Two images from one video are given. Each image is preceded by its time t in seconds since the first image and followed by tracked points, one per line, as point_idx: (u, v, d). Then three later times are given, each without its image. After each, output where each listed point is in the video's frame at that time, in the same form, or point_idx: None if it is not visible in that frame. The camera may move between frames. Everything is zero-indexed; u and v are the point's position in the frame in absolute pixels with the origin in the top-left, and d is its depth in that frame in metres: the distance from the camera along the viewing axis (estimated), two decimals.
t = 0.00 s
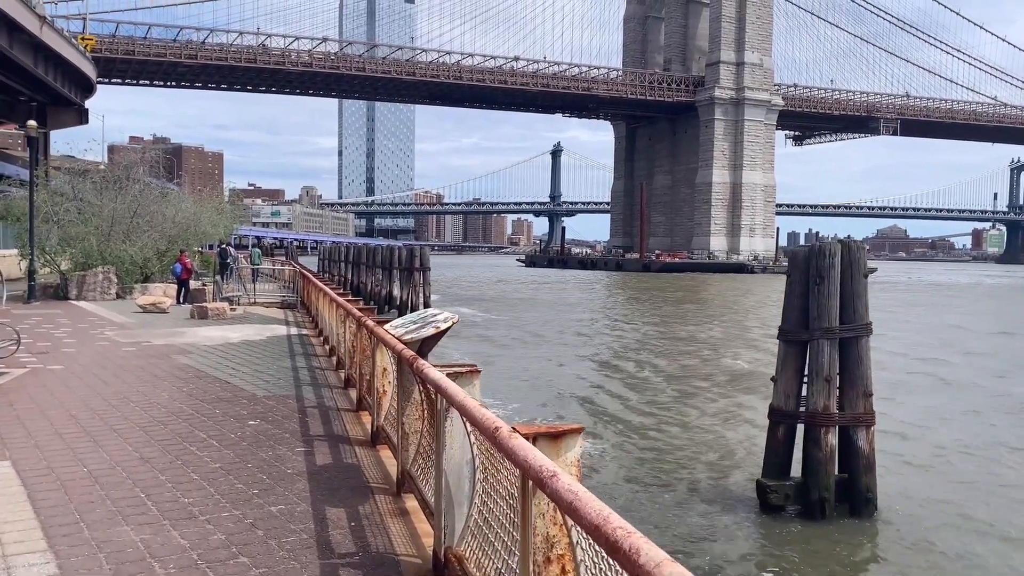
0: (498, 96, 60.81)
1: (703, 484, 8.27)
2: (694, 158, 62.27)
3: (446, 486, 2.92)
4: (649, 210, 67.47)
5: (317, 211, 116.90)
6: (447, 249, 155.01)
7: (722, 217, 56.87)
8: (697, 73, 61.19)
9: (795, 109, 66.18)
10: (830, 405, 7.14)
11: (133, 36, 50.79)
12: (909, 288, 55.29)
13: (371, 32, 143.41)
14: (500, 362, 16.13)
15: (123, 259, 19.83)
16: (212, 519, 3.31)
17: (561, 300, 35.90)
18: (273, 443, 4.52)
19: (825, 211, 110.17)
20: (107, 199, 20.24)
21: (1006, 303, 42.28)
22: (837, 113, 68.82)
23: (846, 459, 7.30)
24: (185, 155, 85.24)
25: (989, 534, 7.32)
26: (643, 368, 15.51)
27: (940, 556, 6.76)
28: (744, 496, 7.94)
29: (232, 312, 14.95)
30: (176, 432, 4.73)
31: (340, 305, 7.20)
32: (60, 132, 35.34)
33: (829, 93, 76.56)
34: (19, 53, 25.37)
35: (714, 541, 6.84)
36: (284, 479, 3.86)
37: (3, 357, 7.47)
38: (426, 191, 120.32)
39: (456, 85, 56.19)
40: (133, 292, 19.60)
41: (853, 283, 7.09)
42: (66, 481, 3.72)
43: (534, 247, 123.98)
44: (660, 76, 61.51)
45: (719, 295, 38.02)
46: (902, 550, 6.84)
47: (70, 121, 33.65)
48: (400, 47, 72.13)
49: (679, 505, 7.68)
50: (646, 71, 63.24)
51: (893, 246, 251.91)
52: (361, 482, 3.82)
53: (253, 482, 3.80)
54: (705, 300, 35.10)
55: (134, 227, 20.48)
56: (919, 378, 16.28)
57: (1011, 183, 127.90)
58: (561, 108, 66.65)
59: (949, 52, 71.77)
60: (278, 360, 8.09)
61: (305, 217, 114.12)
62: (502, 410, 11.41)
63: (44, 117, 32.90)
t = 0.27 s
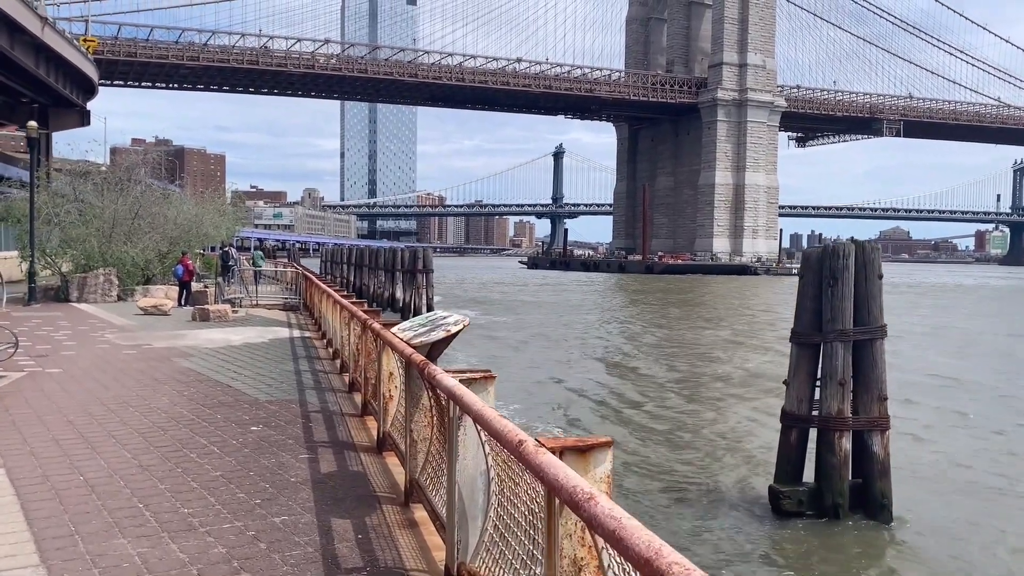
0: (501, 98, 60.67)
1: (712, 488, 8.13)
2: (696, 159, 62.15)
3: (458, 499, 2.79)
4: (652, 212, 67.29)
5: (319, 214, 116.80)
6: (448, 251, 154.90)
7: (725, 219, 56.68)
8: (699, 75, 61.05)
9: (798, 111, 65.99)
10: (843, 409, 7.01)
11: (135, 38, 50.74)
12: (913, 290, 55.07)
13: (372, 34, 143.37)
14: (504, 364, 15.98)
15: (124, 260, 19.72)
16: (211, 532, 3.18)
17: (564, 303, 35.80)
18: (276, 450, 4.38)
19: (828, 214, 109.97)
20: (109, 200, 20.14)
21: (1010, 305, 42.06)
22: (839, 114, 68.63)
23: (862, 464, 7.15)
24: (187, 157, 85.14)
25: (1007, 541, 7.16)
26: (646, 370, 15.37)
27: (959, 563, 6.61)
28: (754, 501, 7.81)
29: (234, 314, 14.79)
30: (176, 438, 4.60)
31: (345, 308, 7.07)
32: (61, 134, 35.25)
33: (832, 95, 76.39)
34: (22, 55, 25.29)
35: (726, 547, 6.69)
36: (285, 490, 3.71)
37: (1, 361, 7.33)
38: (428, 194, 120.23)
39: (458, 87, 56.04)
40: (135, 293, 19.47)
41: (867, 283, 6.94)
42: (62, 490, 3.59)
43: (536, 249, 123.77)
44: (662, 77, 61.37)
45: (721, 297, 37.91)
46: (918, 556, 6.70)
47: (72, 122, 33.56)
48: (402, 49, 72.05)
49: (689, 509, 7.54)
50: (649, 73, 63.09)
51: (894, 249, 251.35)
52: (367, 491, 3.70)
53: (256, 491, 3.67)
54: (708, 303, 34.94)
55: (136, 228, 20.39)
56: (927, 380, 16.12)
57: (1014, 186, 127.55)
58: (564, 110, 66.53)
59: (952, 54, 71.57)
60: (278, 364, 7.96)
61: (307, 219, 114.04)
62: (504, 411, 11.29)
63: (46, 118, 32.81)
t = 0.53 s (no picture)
0: (503, 100, 60.53)
1: (722, 494, 8.01)
2: (699, 161, 61.98)
3: (468, 517, 2.69)
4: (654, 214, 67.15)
5: (322, 216, 116.76)
6: (451, 253, 154.78)
7: (728, 220, 56.53)
8: (702, 76, 60.90)
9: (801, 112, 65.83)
10: (855, 415, 6.87)
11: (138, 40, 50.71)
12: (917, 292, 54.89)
13: (375, 37, 143.25)
14: (508, 366, 15.87)
15: (127, 263, 19.65)
16: (211, 548, 3.08)
17: (567, 305, 35.67)
18: (278, 460, 4.27)
19: (831, 215, 109.70)
20: (111, 202, 20.05)
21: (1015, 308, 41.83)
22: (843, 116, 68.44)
23: (874, 470, 7.03)
24: (190, 160, 85.18)
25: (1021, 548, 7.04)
26: (651, 373, 15.26)
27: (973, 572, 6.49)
28: (764, 507, 7.69)
29: (237, 317, 14.70)
30: (175, 447, 4.49)
31: (348, 312, 6.96)
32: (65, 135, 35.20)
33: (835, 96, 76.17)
34: (25, 57, 25.20)
35: (737, 555, 6.58)
36: (286, 502, 3.61)
37: None
38: (430, 196, 120.17)
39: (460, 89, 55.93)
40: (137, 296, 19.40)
41: (880, 287, 6.82)
42: (56, 503, 3.49)
43: (538, 251, 123.65)
44: (665, 79, 61.23)
45: (724, 299, 37.78)
46: (931, 564, 6.58)
47: (75, 124, 33.50)
48: (405, 51, 71.90)
49: (698, 516, 7.44)
50: (652, 74, 62.95)
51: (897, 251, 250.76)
52: (371, 504, 3.59)
53: (257, 504, 3.56)
54: (712, 304, 34.79)
55: (138, 231, 20.32)
56: (935, 382, 15.96)
57: (1017, 187, 127.08)
58: (566, 112, 66.40)
59: (955, 55, 71.34)
60: (282, 368, 7.85)
61: (310, 221, 114.03)
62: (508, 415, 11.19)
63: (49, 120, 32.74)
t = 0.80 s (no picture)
0: (507, 101, 60.41)
1: (732, 498, 7.91)
2: (703, 162, 61.84)
3: (479, 527, 2.58)
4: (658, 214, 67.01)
5: (325, 217, 116.74)
6: (454, 254, 154.69)
7: (732, 221, 56.35)
8: (706, 77, 60.74)
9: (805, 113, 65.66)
10: (868, 417, 6.75)
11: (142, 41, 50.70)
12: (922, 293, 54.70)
13: (378, 38, 143.20)
14: (513, 367, 15.76)
15: (129, 264, 19.58)
16: (211, 559, 2.97)
17: (571, 305, 35.56)
18: (281, 465, 4.17)
19: (835, 216, 109.44)
20: (114, 203, 19.94)
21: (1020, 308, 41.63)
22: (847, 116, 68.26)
23: (887, 474, 6.91)
24: (193, 161, 85.21)
25: None
26: (657, 373, 15.15)
27: None
28: (775, 512, 7.58)
29: (239, 318, 14.61)
30: (176, 451, 4.39)
31: (352, 312, 6.86)
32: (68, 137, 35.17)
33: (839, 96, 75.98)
34: (28, 58, 25.16)
35: (748, 561, 6.47)
36: (289, 509, 3.50)
37: None
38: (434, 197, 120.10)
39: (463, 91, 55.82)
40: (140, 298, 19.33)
41: (893, 288, 6.69)
42: (52, 510, 3.39)
43: (542, 252, 123.56)
44: (669, 80, 61.08)
45: (728, 300, 37.67)
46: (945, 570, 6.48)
47: (79, 125, 33.47)
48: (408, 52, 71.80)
49: (708, 520, 7.34)
50: (655, 75, 62.81)
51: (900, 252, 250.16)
52: (377, 511, 3.49)
53: (259, 512, 3.45)
54: (717, 305, 34.65)
55: (141, 232, 20.25)
56: (946, 384, 15.77)
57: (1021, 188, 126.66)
58: (570, 113, 66.28)
59: (960, 55, 71.10)
60: (285, 370, 7.76)
61: (314, 222, 114.03)
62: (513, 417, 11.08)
63: (53, 122, 32.72)
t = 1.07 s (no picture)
0: (510, 101, 60.30)
1: (741, 503, 7.78)
2: (706, 162, 61.67)
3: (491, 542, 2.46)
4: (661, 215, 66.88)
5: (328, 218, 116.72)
6: (457, 255, 154.59)
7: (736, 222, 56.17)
8: (709, 78, 60.57)
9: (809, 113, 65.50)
10: (882, 421, 6.62)
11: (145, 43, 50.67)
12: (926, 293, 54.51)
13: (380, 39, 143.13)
14: (517, 368, 15.64)
15: (131, 266, 19.49)
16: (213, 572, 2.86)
17: (575, 306, 35.45)
18: (283, 472, 4.06)
19: (838, 216, 109.20)
20: (116, 204, 19.85)
21: None
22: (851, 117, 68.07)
23: (901, 480, 6.78)
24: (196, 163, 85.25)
25: None
26: (663, 375, 15.02)
27: None
28: (785, 518, 7.46)
29: (242, 320, 14.52)
30: (176, 458, 4.27)
31: (356, 314, 6.75)
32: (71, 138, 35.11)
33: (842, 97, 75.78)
34: (31, 58, 25.08)
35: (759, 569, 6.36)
36: (293, 519, 3.39)
37: None
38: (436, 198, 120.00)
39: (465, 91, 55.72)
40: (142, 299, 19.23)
41: (906, 288, 6.57)
42: (48, 519, 3.29)
43: (545, 253, 123.46)
44: (672, 80, 60.95)
45: (732, 301, 37.54)
46: None
47: (82, 126, 33.41)
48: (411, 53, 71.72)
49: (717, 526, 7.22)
50: (658, 76, 62.68)
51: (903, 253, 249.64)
52: (385, 521, 3.38)
53: (262, 521, 3.35)
54: (721, 306, 34.52)
55: (144, 233, 20.16)
56: (955, 385, 15.61)
57: None
58: (573, 113, 66.16)
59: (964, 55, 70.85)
60: (288, 373, 7.65)
61: (317, 223, 114.04)
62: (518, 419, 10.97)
63: (55, 122, 32.66)
